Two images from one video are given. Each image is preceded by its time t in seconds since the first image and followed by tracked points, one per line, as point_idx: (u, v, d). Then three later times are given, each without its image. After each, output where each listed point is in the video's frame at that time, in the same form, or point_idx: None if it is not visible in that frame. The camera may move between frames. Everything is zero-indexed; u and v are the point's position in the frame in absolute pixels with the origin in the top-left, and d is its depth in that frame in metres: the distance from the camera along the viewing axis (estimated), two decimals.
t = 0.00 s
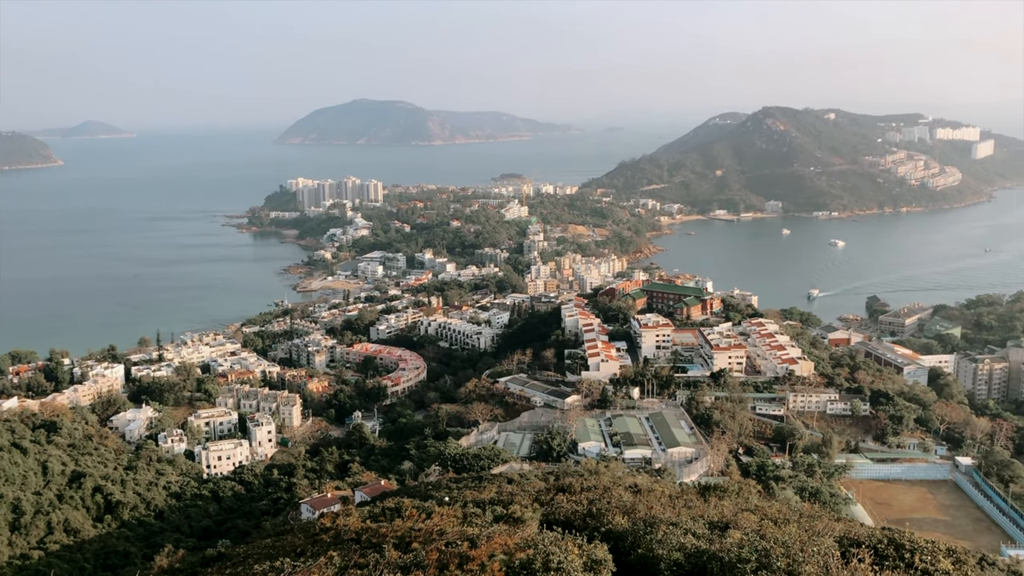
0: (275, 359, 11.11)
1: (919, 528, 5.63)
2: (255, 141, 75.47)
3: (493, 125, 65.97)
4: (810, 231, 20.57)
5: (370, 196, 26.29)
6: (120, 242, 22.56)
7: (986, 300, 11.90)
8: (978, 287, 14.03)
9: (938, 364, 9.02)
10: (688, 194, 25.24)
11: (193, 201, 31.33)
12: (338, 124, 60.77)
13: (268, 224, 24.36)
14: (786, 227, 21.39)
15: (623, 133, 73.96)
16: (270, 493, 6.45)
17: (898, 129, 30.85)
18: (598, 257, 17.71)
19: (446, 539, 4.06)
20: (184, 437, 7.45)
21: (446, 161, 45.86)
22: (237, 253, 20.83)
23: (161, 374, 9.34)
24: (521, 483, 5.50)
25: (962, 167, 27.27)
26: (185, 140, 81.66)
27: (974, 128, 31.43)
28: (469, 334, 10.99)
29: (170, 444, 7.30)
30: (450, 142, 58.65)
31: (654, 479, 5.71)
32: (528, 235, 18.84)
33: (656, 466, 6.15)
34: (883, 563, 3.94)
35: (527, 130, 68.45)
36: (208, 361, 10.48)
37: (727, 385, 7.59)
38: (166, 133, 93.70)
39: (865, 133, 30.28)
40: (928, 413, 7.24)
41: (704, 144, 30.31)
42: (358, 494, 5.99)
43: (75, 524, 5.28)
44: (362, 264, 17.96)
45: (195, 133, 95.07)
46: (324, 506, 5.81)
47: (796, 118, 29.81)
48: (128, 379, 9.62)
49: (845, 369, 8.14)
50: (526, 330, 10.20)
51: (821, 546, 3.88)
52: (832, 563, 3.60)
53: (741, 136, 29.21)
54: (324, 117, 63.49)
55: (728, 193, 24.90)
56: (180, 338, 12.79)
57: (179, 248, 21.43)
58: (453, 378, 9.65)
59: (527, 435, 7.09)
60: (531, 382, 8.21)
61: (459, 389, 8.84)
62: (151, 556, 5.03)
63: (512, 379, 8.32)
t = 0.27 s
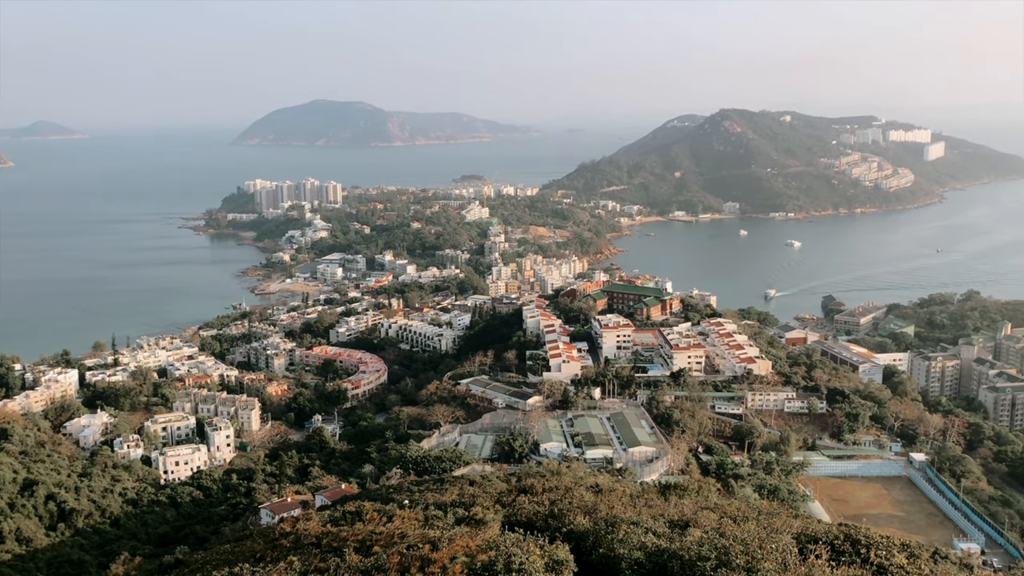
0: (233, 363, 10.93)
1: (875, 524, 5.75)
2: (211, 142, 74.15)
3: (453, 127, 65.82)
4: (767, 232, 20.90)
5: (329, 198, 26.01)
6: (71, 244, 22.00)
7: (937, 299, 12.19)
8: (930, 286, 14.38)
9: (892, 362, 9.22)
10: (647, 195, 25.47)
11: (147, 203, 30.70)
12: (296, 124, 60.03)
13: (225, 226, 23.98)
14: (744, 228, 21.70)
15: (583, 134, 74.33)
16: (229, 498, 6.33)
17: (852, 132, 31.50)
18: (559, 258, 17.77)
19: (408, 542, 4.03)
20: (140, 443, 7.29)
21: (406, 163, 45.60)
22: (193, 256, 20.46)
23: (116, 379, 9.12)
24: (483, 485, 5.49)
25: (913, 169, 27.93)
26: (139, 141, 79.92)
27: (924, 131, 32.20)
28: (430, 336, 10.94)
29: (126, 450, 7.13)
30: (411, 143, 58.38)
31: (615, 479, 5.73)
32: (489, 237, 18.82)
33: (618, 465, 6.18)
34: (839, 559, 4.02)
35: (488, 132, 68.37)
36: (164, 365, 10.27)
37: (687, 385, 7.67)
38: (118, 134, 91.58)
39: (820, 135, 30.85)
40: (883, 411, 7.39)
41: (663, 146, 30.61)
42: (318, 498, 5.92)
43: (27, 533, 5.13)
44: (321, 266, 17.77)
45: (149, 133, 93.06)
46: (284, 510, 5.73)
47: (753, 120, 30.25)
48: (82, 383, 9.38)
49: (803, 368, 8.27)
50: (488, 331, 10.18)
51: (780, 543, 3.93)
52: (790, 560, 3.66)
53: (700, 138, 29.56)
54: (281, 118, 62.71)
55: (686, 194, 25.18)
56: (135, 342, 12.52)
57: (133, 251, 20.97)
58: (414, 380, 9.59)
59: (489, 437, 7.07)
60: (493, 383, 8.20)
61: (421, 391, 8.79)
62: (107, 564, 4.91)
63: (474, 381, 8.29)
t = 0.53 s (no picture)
0: (194, 367, 10.74)
1: (835, 521, 5.85)
2: (168, 143, 72.83)
3: (417, 128, 65.56)
4: (728, 233, 21.16)
5: (291, 199, 25.72)
6: (24, 247, 21.44)
7: (895, 299, 12.44)
8: (887, 286, 14.67)
9: (852, 361, 9.39)
10: (610, 197, 25.63)
11: (103, 204, 30.04)
12: (256, 125, 59.27)
13: (185, 228, 23.58)
14: (706, 230, 21.93)
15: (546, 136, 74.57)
16: (190, 503, 6.22)
17: (811, 135, 32.05)
18: (523, 259, 17.78)
19: (372, 546, 4.00)
20: (99, 448, 7.13)
21: (369, 164, 45.29)
22: (151, 258, 20.07)
23: (73, 383, 8.91)
24: (448, 487, 5.46)
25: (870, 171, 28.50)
26: (94, 142, 78.20)
27: (881, 133, 32.86)
28: (394, 338, 10.86)
29: (84, 455, 6.97)
30: (374, 144, 58.03)
31: (580, 479, 5.75)
32: (453, 238, 18.78)
33: (582, 466, 6.20)
34: (800, 556, 4.08)
35: (452, 133, 68.21)
36: (123, 369, 10.06)
37: (650, 385, 7.72)
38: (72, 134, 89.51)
39: (779, 138, 31.33)
40: (843, 409, 7.52)
41: (625, 147, 30.83)
42: (281, 502, 5.85)
43: None
44: (283, 268, 17.56)
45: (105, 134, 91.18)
46: (246, 515, 5.65)
47: (714, 123, 30.62)
48: (37, 389, 9.15)
49: (764, 368, 8.39)
50: (452, 333, 10.16)
51: (741, 542, 3.98)
52: (752, 557, 3.70)
53: (662, 141, 29.84)
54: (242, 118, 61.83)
55: (649, 196, 25.39)
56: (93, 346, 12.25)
57: (89, 253, 20.51)
58: (378, 383, 9.52)
59: (454, 439, 7.05)
60: (457, 385, 8.17)
61: (385, 393, 8.73)
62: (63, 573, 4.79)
63: (438, 383, 8.25)
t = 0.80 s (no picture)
0: (152, 371, 10.53)
1: (795, 519, 5.94)
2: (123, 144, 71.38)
3: (378, 130, 65.17)
4: (689, 235, 21.40)
5: (250, 201, 25.36)
6: None
7: (851, 300, 12.69)
8: (844, 287, 14.96)
9: (810, 361, 9.54)
10: (573, 199, 25.75)
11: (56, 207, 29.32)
12: (214, 126, 58.36)
13: (142, 230, 23.13)
14: (667, 232, 22.14)
15: (508, 138, 74.65)
16: (149, 509, 6.09)
17: (769, 138, 32.56)
18: (486, 262, 17.77)
19: (334, 550, 3.95)
20: (54, 455, 6.95)
21: (330, 166, 44.90)
22: (107, 261, 19.64)
23: (26, 389, 8.67)
24: (411, 490, 5.42)
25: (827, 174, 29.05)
26: (47, 143, 76.34)
27: (837, 137, 33.50)
28: (356, 341, 10.77)
29: (38, 462, 6.79)
30: (335, 146, 57.54)
31: (543, 481, 5.75)
32: (415, 240, 18.69)
33: (545, 467, 6.21)
34: (760, 555, 4.14)
35: (414, 136, 67.93)
36: (78, 374, 9.82)
37: (613, 386, 7.77)
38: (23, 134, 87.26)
39: (739, 141, 31.77)
40: (802, 409, 7.64)
41: (588, 150, 31.00)
42: (241, 508, 5.75)
43: None
44: (243, 271, 17.31)
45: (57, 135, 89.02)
46: (206, 521, 5.55)
47: (675, 126, 30.94)
48: None
49: (725, 369, 8.49)
50: (415, 336, 10.11)
51: (702, 541, 4.02)
52: (713, 557, 3.75)
53: (624, 143, 30.06)
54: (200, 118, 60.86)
55: (611, 198, 25.57)
56: (46, 351, 11.94)
57: (41, 256, 20.00)
58: (340, 386, 9.42)
59: (417, 442, 7.01)
60: (420, 388, 8.12)
61: (347, 397, 8.64)
62: None
63: (401, 386, 8.19)
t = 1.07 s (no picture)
0: (99, 378, 10.24)
1: (747, 519, 6.03)
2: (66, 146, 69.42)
3: (331, 132, 64.55)
4: (642, 239, 21.63)
5: (200, 205, 24.87)
6: None
7: (801, 302, 12.95)
8: (793, 289, 15.27)
9: (761, 363, 9.72)
10: (527, 203, 25.84)
11: None
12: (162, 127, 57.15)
13: (89, 234, 22.54)
14: (621, 235, 22.35)
15: (462, 142, 74.59)
16: (96, 519, 5.92)
17: (720, 143, 33.10)
18: (441, 265, 17.71)
19: (287, 557, 3.89)
20: None
21: (282, 169, 44.32)
22: (50, 265, 19.08)
23: None
24: (365, 496, 5.36)
25: (776, 178, 29.63)
26: None
27: (785, 142, 34.21)
28: (309, 346, 10.63)
29: None
30: (288, 149, 56.79)
31: (500, 484, 5.74)
32: (369, 244, 18.55)
33: (501, 471, 6.20)
34: (713, 554, 4.19)
35: (367, 139, 67.43)
36: (21, 381, 9.50)
37: (568, 389, 7.80)
38: None
39: (690, 146, 32.23)
40: (753, 410, 7.77)
41: (542, 154, 31.12)
42: (193, 516, 5.62)
43: None
44: (193, 275, 16.96)
45: None
46: (155, 530, 5.42)
47: (628, 131, 31.25)
48: None
49: (678, 370, 8.59)
50: (369, 340, 10.02)
51: (656, 541, 4.06)
52: (666, 557, 3.79)
53: (577, 147, 30.27)
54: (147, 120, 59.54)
55: (565, 202, 25.72)
56: None
57: None
58: (293, 392, 9.28)
59: (372, 447, 6.94)
60: (374, 393, 8.05)
61: (300, 402, 8.51)
62: None
63: (355, 391, 8.10)
